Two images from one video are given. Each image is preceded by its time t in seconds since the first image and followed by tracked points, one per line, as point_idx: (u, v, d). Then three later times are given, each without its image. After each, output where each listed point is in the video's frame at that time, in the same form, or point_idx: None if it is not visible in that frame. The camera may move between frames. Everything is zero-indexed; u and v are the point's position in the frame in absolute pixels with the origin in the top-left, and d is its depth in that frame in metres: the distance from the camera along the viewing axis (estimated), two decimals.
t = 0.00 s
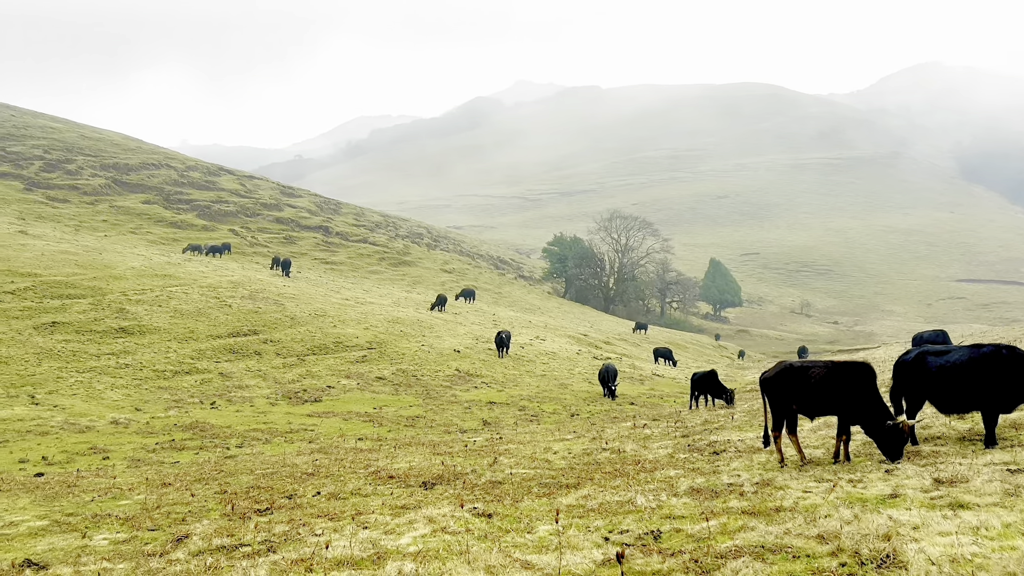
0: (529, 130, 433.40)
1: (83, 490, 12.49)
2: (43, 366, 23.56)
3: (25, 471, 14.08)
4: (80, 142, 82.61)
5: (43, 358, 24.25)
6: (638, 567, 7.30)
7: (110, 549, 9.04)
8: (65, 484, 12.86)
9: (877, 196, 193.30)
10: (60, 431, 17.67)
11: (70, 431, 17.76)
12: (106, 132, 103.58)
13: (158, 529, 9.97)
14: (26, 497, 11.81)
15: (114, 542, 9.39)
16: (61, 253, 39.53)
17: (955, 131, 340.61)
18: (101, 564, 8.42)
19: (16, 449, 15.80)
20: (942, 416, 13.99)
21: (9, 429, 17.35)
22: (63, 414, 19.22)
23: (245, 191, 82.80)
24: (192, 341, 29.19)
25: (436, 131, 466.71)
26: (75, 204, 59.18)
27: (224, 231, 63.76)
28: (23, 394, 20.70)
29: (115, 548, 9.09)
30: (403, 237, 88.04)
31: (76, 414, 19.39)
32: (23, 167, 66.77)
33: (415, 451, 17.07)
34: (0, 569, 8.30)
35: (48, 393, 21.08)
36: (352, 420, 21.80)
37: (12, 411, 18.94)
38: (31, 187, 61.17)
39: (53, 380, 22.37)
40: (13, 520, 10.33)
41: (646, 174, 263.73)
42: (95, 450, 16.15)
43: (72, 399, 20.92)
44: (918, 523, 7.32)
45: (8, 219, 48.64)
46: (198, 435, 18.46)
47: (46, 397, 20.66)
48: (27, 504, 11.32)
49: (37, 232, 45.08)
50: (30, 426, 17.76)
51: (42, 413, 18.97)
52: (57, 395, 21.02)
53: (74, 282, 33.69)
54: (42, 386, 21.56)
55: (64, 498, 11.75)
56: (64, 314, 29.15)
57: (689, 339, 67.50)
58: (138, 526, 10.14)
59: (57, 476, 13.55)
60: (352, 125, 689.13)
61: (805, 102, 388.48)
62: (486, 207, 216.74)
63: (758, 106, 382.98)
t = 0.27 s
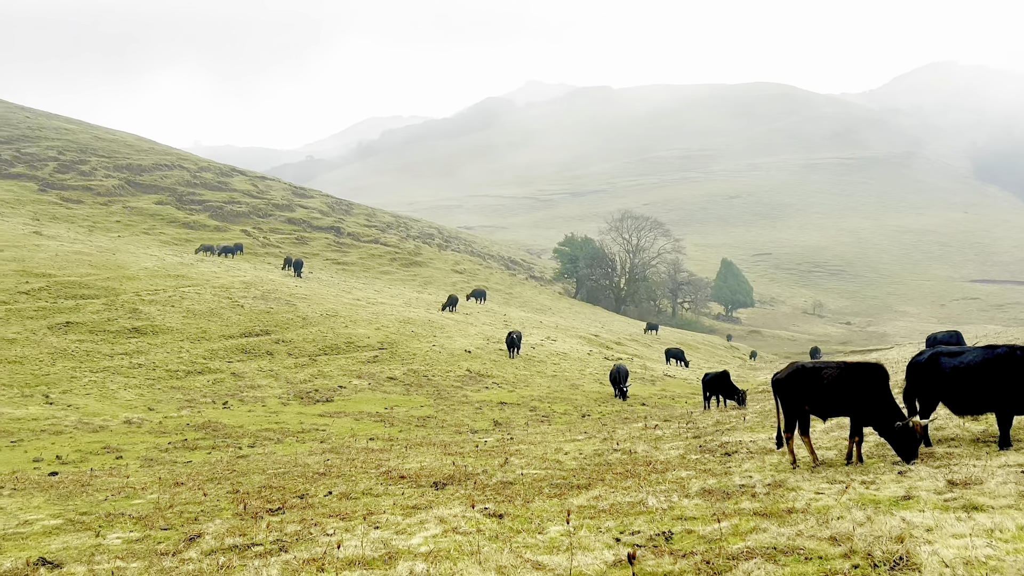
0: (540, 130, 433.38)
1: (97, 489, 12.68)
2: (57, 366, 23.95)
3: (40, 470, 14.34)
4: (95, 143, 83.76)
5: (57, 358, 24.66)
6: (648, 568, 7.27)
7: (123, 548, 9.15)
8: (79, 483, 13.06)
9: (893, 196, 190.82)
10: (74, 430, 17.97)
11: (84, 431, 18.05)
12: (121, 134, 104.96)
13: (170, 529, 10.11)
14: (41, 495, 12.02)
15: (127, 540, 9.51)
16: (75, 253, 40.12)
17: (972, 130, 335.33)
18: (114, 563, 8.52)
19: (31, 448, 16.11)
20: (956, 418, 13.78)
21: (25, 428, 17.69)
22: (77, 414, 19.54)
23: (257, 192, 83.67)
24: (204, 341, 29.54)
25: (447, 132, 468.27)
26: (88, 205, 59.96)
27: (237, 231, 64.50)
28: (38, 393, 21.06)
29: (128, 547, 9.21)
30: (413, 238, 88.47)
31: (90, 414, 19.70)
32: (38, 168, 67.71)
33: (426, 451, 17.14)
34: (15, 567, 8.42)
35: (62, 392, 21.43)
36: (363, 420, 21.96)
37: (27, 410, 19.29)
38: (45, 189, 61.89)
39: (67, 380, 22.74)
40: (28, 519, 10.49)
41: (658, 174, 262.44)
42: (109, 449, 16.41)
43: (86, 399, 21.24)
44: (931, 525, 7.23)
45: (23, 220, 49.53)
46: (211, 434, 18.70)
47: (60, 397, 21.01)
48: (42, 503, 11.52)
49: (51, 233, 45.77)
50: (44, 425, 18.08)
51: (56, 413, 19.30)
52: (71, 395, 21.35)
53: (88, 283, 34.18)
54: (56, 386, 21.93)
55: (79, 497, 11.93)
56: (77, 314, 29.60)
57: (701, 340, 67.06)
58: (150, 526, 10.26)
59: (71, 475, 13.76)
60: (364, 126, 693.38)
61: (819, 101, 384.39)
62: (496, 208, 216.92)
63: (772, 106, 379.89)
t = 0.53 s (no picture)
0: (550, 131, 433.30)
1: (109, 488, 12.85)
2: (71, 366, 24.32)
3: (53, 468, 14.56)
4: (108, 144, 84.85)
5: (70, 358, 25.02)
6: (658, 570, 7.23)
7: (135, 547, 9.27)
8: (92, 483, 13.23)
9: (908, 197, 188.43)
10: (87, 430, 18.25)
11: (96, 430, 18.31)
12: (134, 136, 106.27)
13: (182, 528, 10.23)
14: (55, 494, 12.21)
15: (139, 539, 9.63)
16: (88, 254, 40.68)
17: (989, 129, 330.57)
18: (128, 562, 8.64)
19: (45, 447, 16.41)
20: (969, 419, 13.59)
21: (39, 427, 18.00)
22: (90, 413, 19.84)
23: (268, 193, 84.46)
24: (216, 342, 29.85)
25: (458, 134, 469.63)
26: (101, 206, 60.74)
27: (248, 232, 65.13)
28: (51, 393, 21.41)
29: (140, 546, 9.33)
30: (424, 238, 88.82)
31: (102, 413, 19.99)
32: (52, 170, 68.64)
33: (437, 451, 17.20)
34: (30, 564, 8.54)
35: (75, 392, 21.76)
36: (374, 420, 22.11)
37: (41, 410, 19.64)
38: (58, 190, 62.62)
39: (80, 379, 23.09)
40: (42, 517, 10.65)
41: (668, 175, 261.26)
42: (121, 449, 16.64)
43: (99, 399, 21.55)
44: (944, 527, 7.14)
45: (38, 221, 50.34)
46: (222, 434, 18.91)
47: (73, 397, 21.35)
48: (56, 502, 11.68)
49: (65, 234, 46.44)
50: (58, 425, 18.39)
51: (69, 412, 19.61)
52: (84, 395, 21.66)
53: (100, 283, 34.64)
54: (69, 386, 22.26)
55: (92, 496, 12.10)
56: (91, 314, 30.02)
57: (712, 341, 66.59)
58: (162, 525, 10.40)
59: (84, 474, 13.97)
60: (375, 127, 697.25)
61: (833, 100, 380.79)
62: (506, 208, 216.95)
63: (784, 106, 376.91)
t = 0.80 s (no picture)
0: (560, 131, 432.94)
1: (121, 487, 13.04)
2: (82, 365, 24.66)
3: (66, 467, 14.80)
4: (121, 146, 85.90)
5: (82, 357, 25.38)
6: (669, 570, 7.23)
7: (147, 546, 9.38)
8: (104, 482, 13.44)
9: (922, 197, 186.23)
10: (99, 429, 18.52)
11: (108, 430, 18.60)
12: (147, 137, 107.51)
13: (193, 527, 10.34)
14: (67, 493, 12.39)
15: (151, 538, 9.75)
16: (100, 254, 41.22)
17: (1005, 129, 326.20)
18: (139, 561, 8.74)
19: (59, 446, 16.70)
20: (982, 420, 13.42)
21: (52, 426, 18.31)
22: (102, 413, 20.14)
23: (279, 193, 85.20)
24: (226, 342, 30.14)
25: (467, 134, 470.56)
26: (112, 207, 61.47)
27: (259, 232, 65.71)
28: (64, 392, 21.75)
29: (152, 545, 9.44)
30: (434, 238, 89.18)
31: (114, 413, 20.28)
32: (64, 170, 69.38)
33: (446, 452, 17.26)
34: (42, 563, 8.65)
35: (87, 392, 22.07)
36: (384, 420, 22.20)
37: (54, 409, 19.94)
38: (71, 190, 63.33)
39: (92, 379, 23.40)
40: (54, 516, 10.82)
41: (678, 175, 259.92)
42: (132, 448, 16.87)
43: (111, 398, 21.84)
44: (957, 529, 7.05)
45: (50, 221, 51.04)
46: (233, 434, 19.11)
47: (85, 396, 21.66)
48: (68, 501, 11.88)
49: (77, 234, 47.09)
50: (70, 424, 18.70)
51: (82, 412, 19.94)
52: (96, 395, 21.95)
53: (113, 283, 35.08)
54: (81, 385, 22.63)
55: (104, 495, 12.28)
56: (103, 314, 30.42)
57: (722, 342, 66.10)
58: (174, 524, 10.52)
59: (96, 474, 14.18)
60: (385, 128, 700.56)
61: (846, 100, 377.55)
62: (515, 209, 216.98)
63: (796, 106, 374.01)
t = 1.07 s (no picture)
0: (568, 131, 432.51)
1: (132, 486, 13.23)
2: (94, 365, 24.99)
3: (78, 466, 15.02)
4: (133, 146, 86.94)
5: (94, 357, 25.71)
6: (678, 571, 7.19)
7: (158, 545, 9.50)
8: (116, 481, 13.64)
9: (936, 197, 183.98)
10: (110, 429, 18.78)
11: (120, 429, 18.84)
12: (159, 138, 108.69)
13: (203, 527, 10.46)
14: (79, 492, 12.58)
15: (162, 537, 9.88)
16: (112, 254, 41.73)
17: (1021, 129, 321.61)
18: (149, 560, 8.85)
19: (71, 445, 16.96)
20: (996, 422, 13.24)
21: (64, 426, 18.58)
22: (114, 412, 20.42)
23: (290, 194, 85.90)
24: (237, 342, 30.43)
25: (476, 135, 471.40)
26: (124, 207, 62.22)
27: (269, 233, 66.29)
28: (75, 391, 22.06)
29: (163, 544, 9.56)
30: (443, 238, 89.48)
31: (125, 412, 20.55)
32: (76, 171, 70.20)
33: (456, 452, 17.30)
34: (54, 561, 8.78)
35: (99, 391, 22.38)
36: (394, 420, 22.31)
37: (66, 408, 20.25)
38: (83, 191, 64.13)
39: (104, 379, 23.73)
40: (66, 515, 10.98)
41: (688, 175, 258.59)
42: (144, 448, 17.08)
43: (122, 398, 22.12)
44: (969, 531, 6.97)
45: (63, 221, 51.73)
46: (243, 434, 19.30)
47: (97, 395, 21.97)
48: (80, 500, 12.06)
49: (89, 234, 47.72)
50: (82, 423, 18.97)
51: (94, 411, 20.22)
52: (107, 395, 22.24)
53: (124, 283, 35.51)
54: (93, 385, 22.94)
55: (116, 494, 12.47)
56: (114, 313, 30.79)
57: (732, 342, 65.68)
58: (184, 523, 10.65)
59: (108, 473, 14.38)
60: (394, 129, 703.57)
61: (858, 99, 373.94)
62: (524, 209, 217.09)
63: (807, 105, 370.93)
